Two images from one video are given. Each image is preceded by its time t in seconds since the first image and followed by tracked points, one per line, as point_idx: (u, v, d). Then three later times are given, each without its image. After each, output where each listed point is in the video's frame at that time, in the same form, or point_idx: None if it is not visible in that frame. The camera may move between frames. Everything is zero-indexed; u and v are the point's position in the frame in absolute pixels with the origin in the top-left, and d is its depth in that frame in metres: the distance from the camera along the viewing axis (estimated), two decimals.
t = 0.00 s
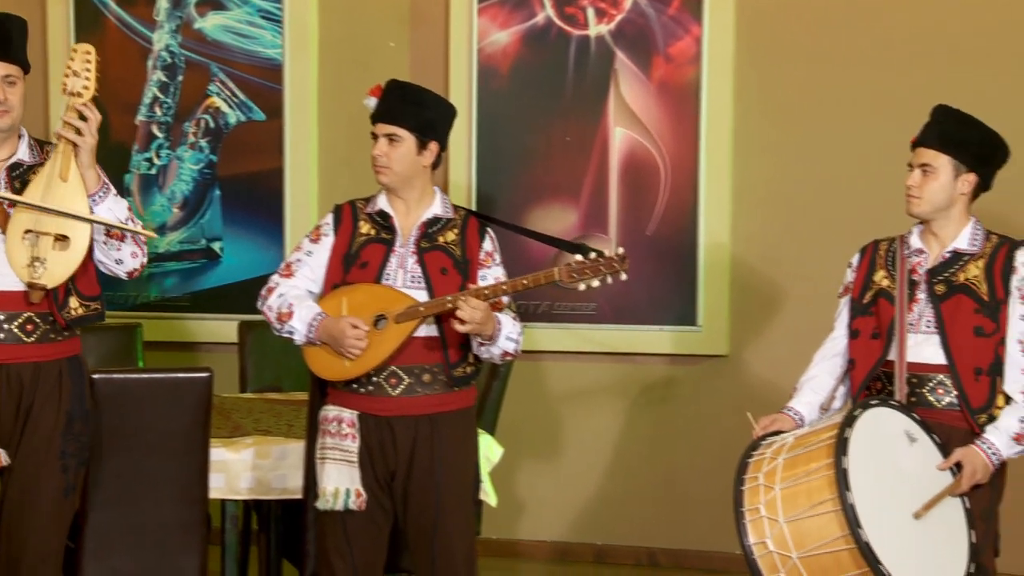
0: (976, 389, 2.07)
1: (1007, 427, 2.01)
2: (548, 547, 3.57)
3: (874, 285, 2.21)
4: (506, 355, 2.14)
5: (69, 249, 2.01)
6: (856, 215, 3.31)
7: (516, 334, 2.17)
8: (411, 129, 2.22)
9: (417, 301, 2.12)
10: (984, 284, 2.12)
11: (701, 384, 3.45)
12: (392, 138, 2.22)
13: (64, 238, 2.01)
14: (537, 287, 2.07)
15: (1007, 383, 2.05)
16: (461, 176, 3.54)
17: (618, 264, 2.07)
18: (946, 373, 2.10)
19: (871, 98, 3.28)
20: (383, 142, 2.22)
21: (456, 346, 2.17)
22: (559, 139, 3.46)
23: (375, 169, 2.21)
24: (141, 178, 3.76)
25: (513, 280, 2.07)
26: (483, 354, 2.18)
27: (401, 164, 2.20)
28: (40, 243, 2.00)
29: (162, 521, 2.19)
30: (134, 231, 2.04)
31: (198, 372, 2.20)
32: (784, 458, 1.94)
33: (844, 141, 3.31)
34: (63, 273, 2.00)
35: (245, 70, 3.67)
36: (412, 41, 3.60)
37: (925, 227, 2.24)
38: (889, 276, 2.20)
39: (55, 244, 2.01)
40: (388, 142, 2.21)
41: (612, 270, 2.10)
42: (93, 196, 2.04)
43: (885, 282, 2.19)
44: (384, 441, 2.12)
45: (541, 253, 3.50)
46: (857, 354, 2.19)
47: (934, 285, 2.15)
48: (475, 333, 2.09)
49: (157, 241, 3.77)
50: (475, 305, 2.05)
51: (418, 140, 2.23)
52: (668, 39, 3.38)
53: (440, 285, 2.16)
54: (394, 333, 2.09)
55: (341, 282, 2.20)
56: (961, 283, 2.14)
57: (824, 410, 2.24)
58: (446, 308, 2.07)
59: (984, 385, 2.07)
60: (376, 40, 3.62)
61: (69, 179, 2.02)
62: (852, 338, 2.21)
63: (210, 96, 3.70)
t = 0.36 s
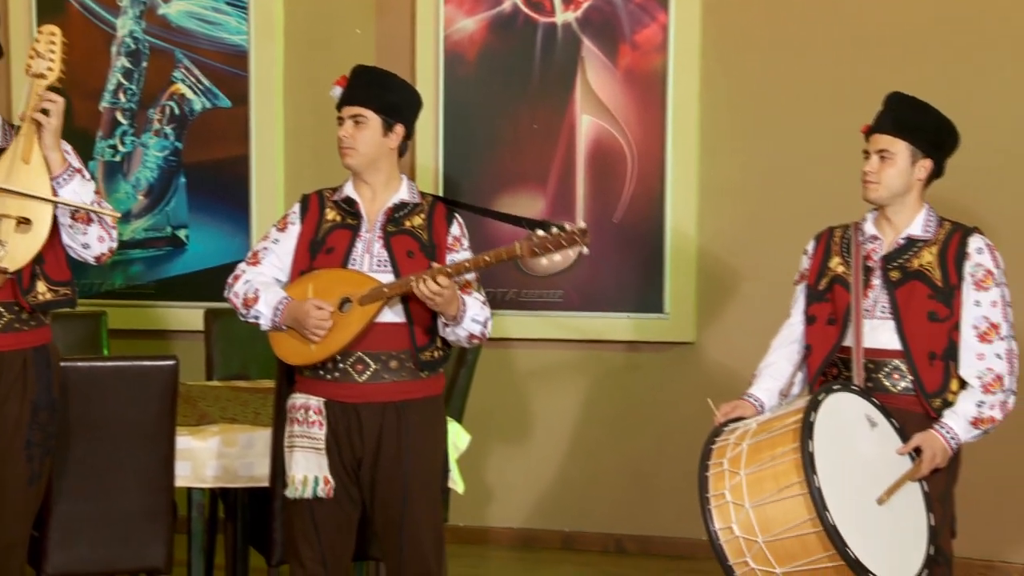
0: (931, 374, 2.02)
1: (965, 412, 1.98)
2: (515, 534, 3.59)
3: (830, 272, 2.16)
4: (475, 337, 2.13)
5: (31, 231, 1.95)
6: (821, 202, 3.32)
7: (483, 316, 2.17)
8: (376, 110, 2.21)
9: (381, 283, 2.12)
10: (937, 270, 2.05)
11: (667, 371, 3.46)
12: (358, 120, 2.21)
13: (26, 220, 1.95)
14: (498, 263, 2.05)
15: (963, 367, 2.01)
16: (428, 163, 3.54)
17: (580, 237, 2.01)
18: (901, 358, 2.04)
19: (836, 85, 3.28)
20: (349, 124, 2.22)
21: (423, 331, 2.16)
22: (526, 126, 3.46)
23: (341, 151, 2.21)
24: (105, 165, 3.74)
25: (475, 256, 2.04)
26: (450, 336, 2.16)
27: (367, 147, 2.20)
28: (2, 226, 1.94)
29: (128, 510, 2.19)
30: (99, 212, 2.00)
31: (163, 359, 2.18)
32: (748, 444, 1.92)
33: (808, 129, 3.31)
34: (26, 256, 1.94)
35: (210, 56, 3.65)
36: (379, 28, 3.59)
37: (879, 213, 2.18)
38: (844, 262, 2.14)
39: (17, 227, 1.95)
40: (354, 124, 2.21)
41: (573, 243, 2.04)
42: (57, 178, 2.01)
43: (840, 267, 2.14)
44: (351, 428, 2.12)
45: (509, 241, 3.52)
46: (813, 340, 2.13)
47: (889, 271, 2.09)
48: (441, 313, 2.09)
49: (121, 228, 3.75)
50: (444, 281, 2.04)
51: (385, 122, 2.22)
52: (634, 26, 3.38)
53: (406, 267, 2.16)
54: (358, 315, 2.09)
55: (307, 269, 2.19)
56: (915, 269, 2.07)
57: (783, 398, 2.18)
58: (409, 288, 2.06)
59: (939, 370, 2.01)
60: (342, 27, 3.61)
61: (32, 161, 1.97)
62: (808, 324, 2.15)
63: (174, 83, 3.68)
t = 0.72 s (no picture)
0: (891, 362, 1.99)
1: (925, 399, 1.96)
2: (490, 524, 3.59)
3: (789, 261, 2.13)
4: (452, 323, 2.12)
5: (9, 226, 1.92)
6: (795, 192, 3.33)
7: (458, 301, 2.16)
8: (348, 99, 2.20)
9: (353, 271, 2.11)
10: (897, 259, 2.03)
11: (642, 361, 3.46)
12: (330, 109, 2.20)
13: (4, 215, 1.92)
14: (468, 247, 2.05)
15: (922, 355, 2.00)
16: (402, 153, 3.53)
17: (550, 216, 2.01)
18: (862, 346, 2.01)
19: (810, 75, 3.29)
20: (320, 114, 2.20)
21: (398, 320, 2.15)
22: (500, 116, 3.46)
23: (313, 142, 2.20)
24: (77, 155, 3.71)
25: (445, 241, 2.05)
26: (427, 324, 2.15)
27: (339, 136, 2.19)
28: None
29: (101, 502, 2.18)
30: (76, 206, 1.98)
31: (137, 350, 2.16)
32: (715, 434, 1.91)
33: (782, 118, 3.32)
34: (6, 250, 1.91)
35: (182, 45, 3.64)
36: (353, 17, 3.57)
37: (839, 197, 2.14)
38: (804, 251, 2.11)
39: None
40: (325, 113, 2.20)
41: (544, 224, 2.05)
42: (34, 172, 1.99)
43: (800, 257, 2.11)
44: (327, 418, 2.12)
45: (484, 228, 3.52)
46: (775, 329, 2.11)
47: (849, 260, 2.06)
48: (416, 300, 2.08)
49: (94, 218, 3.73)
50: (413, 269, 2.04)
51: (356, 111, 2.21)
52: (608, 16, 3.37)
53: (380, 255, 2.15)
54: (332, 304, 2.08)
55: (281, 260, 2.18)
56: (876, 258, 2.04)
57: (746, 386, 2.16)
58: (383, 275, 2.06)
59: (899, 358, 1.99)
60: (315, 16, 3.59)
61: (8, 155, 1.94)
62: (768, 313, 2.13)
63: (146, 72, 3.66)
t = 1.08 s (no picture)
0: (853, 357, 2.00)
1: (886, 392, 1.97)
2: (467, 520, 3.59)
3: (751, 257, 2.13)
4: (436, 316, 2.14)
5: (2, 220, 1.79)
6: (771, 188, 3.34)
7: (440, 295, 2.19)
8: (318, 96, 2.20)
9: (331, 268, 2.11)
10: (858, 254, 2.04)
11: (619, 357, 3.47)
12: (300, 106, 2.20)
13: None
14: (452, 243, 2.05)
15: (883, 350, 2.01)
16: (379, 150, 3.52)
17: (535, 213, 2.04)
18: (824, 340, 2.02)
19: (786, 71, 3.30)
20: (290, 111, 2.21)
21: (373, 316, 2.15)
22: (478, 113, 3.46)
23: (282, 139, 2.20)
24: (53, 151, 3.70)
25: (427, 238, 2.05)
26: (409, 317, 2.17)
27: (309, 133, 2.19)
28: None
29: (76, 500, 2.17)
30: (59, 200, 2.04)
31: (112, 347, 2.14)
32: (682, 431, 1.91)
33: (760, 114, 3.33)
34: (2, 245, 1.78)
35: (158, 41, 3.62)
36: (330, 13, 3.57)
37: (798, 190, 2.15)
38: (765, 248, 2.12)
39: None
40: (295, 110, 2.20)
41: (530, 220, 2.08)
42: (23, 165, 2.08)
43: (761, 253, 2.11)
44: (303, 415, 2.11)
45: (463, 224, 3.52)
46: (736, 325, 2.11)
47: (811, 256, 2.07)
48: (404, 294, 2.10)
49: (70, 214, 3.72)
50: (403, 262, 2.04)
51: (325, 108, 2.22)
52: (585, 13, 3.38)
53: (354, 252, 2.15)
54: (309, 302, 2.09)
55: (253, 258, 2.18)
56: (837, 254, 2.05)
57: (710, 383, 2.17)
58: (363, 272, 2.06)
59: (861, 353, 2.00)
60: (292, 11, 3.58)
61: None
62: (730, 309, 2.13)
63: (122, 67, 3.64)
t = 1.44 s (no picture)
0: (820, 350, 2.01)
1: (854, 385, 1.98)
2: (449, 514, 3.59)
3: (717, 251, 2.12)
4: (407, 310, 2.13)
5: None
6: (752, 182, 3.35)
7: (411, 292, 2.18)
8: (279, 94, 2.19)
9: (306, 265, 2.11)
10: (825, 248, 2.04)
11: (601, 352, 3.47)
12: (262, 105, 2.19)
13: None
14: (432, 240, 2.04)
15: (848, 343, 2.02)
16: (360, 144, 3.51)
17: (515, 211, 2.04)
18: (792, 334, 2.03)
19: (767, 66, 3.30)
20: (251, 110, 2.19)
21: (343, 311, 2.16)
22: (459, 107, 3.46)
23: (247, 139, 2.19)
24: (31, 145, 3.68)
25: (406, 235, 2.04)
26: (381, 312, 2.16)
27: (273, 132, 2.18)
28: None
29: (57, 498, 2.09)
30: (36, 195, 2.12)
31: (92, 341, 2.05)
32: (658, 425, 1.91)
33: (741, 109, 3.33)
34: None
35: (138, 34, 3.61)
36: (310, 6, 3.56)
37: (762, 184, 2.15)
38: (731, 242, 2.11)
39: None
40: (258, 109, 2.18)
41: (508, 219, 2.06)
42: None
43: (728, 247, 2.10)
44: (275, 411, 2.10)
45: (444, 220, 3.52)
46: (704, 318, 2.10)
47: (778, 250, 2.07)
48: (381, 288, 2.10)
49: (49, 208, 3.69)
50: (383, 260, 2.03)
51: (286, 106, 2.20)
52: (566, 7, 3.37)
53: (321, 248, 2.16)
54: (284, 300, 2.09)
55: (220, 254, 2.16)
56: (804, 248, 2.06)
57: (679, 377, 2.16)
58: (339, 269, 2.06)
59: (827, 346, 2.01)
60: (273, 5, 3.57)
61: None
62: (697, 303, 2.11)
63: (102, 61, 3.63)
